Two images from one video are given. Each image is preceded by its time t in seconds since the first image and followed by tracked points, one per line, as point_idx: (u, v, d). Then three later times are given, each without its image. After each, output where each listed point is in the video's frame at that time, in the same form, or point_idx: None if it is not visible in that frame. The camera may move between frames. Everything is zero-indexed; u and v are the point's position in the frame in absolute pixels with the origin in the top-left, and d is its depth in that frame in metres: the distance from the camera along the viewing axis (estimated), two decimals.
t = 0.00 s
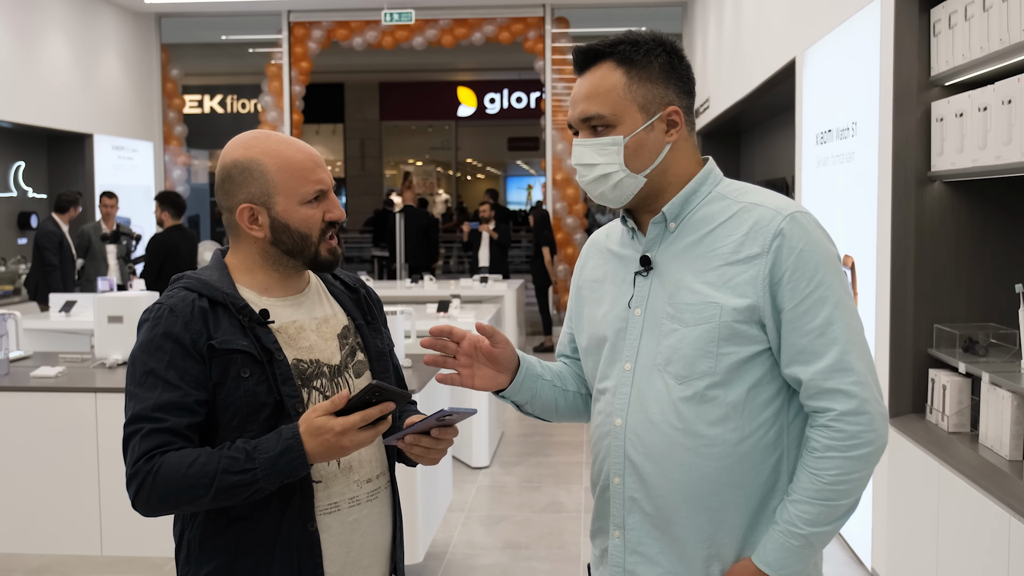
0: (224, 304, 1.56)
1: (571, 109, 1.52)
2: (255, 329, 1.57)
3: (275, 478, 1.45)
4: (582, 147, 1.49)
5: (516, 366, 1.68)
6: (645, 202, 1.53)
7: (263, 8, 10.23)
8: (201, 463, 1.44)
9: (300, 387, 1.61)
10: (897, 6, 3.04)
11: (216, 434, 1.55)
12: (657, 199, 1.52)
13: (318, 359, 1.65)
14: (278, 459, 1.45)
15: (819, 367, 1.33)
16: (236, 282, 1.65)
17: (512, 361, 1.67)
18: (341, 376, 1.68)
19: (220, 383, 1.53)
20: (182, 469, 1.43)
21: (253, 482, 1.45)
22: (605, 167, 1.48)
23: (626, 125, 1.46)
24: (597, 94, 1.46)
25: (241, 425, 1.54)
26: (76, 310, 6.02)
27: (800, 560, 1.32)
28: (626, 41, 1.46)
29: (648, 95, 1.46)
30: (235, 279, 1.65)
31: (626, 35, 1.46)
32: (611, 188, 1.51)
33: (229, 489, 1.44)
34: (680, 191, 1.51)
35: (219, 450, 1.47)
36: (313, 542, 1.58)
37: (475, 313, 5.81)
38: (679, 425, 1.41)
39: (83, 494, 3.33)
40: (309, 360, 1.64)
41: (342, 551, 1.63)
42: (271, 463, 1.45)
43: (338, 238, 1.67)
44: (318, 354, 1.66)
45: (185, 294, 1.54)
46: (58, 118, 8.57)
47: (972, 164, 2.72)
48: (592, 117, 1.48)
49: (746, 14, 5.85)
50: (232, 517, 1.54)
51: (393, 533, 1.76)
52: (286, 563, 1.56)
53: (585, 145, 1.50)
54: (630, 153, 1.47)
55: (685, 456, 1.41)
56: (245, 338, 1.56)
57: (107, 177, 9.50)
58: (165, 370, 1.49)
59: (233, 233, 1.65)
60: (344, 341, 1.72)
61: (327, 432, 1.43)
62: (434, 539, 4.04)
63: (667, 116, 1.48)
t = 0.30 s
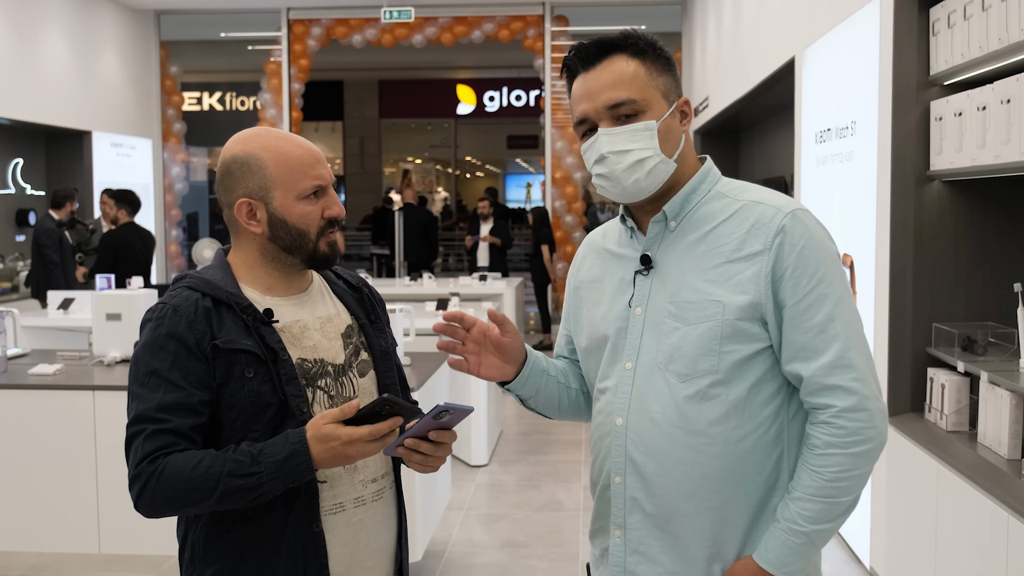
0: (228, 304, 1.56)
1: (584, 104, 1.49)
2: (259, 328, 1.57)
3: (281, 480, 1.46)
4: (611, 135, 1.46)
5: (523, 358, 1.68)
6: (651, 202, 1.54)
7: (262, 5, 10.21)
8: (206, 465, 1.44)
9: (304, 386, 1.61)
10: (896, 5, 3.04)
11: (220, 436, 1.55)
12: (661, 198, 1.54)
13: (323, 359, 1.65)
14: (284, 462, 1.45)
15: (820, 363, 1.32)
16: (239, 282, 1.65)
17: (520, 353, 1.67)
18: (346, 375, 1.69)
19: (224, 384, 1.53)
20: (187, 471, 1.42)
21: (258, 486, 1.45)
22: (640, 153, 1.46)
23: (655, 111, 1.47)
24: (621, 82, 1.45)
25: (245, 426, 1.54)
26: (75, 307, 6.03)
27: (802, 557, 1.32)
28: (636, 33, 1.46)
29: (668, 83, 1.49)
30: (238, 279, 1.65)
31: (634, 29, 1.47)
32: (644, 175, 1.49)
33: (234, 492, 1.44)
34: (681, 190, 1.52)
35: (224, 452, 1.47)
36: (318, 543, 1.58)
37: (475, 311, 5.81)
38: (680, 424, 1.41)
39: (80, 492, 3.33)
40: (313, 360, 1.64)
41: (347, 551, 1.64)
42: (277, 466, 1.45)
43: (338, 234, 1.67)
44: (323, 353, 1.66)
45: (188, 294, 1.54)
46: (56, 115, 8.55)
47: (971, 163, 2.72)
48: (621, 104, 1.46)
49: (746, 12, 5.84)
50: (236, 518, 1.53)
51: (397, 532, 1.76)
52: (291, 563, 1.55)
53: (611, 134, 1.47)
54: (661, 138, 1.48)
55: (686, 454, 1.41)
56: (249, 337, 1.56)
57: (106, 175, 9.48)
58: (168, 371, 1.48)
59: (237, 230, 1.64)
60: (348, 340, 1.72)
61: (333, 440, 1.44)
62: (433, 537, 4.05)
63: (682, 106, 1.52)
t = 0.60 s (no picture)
0: (230, 303, 1.56)
1: (595, 95, 1.49)
2: (261, 328, 1.57)
3: (282, 486, 1.46)
4: (625, 127, 1.45)
5: (532, 359, 1.67)
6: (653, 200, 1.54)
7: (261, 4, 10.20)
8: (207, 466, 1.44)
9: (306, 386, 1.60)
10: (896, 4, 3.04)
11: (220, 436, 1.55)
12: (665, 196, 1.54)
13: (324, 358, 1.65)
14: (287, 469, 1.46)
15: (828, 359, 1.33)
16: (241, 280, 1.65)
17: (531, 353, 1.66)
18: (347, 376, 1.68)
19: (225, 383, 1.53)
20: (188, 472, 1.43)
21: (260, 491, 1.45)
22: (653, 147, 1.45)
23: (667, 107, 1.48)
24: (636, 75, 1.45)
25: (246, 425, 1.54)
26: (73, 306, 6.03)
27: (809, 553, 1.32)
28: (649, 29, 1.47)
29: (679, 82, 1.50)
30: (240, 276, 1.65)
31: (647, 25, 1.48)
32: (654, 168, 1.48)
33: (235, 495, 1.44)
34: (684, 189, 1.51)
35: (226, 455, 1.47)
36: (319, 544, 1.58)
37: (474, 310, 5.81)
38: (687, 423, 1.41)
39: (78, 490, 3.32)
40: (314, 360, 1.63)
41: (348, 551, 1.63)
42: (280, 472, 1.46)
43: (332, 235, 1.65)
44: (324, 353, 1.65)
45: (190, 292, 1.54)
46: (55, 113, 8.54)
47: (970, 162, 2.72)
48: (635, 97, 1.46)
49: (745, 11, 5.85)
50: (236, 518, 1.53)
51: (398, 532, 1.76)
52: (291, 563, 1.55)
53: (623, 126, 1.46)
54: (673, 134, 1.48)
55: (692, 452, 1.41)
56: (250, 337, 1.55)
57: (105, 173, 9.47)
58: (169, 369, 1.48)
59: (233, 227, 1.65)
60: (350, 340, 1.72)
61: (341, 459, 1.47)
62: (432, 536, 4.05)
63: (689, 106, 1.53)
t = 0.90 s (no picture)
0: (230, 302, 1.56)
1: (602, 92, 1.49)
2: (260, 327, 1.56)
3: (283, 489, 1.47)
4: (631, 126, 1.46)
5: (531, 371, 1.67)
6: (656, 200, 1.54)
7: (260, 3, 10.20)
8: (209, 467, 1.45)
9: (305, 386, 1.61)
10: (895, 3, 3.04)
11: (219, 435, 1.55)
12: (667, 196, 1.54)
13: (324, 358, 1.65)
14: (290, 473, 1.47)
15: (833, 361, 1.33)
16: (242, 279, 1.65)
17: (531, 367, 1.66)
18: (347, 376, 1.68)
19: (223, 382, 1.53)
20: (189, 472, 1.44)
21: (261, 493, 1.47)
22: (659, 148, 1.46)
23: (675, 107, 1.48)
24: (644, 74, 1.45)
25: (244, 425, 1.54)
26: (72, 305, 6.03)
27: (811, 554, 1.32)
28: (659, 27, 1.47)
29: (688, 81, 1.50)
30: (241, 275, 1.65)
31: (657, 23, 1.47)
32: (660, 170, 1.48)
33: (236, 497, 1.45)
34: (689, 188, 1.51)
35: (227, 456, 1.48)
36: (317, 543, 1.58)
37: (473, 309, 5.81)
38: (690, 422, 1.41)
39: (78, 490, 3.32)
40: (313, 359, 1.64)
41: (347, 551, 1.63)
42: (283, 476, 1.47)
43: (330, 234, 1.65)
44: (324, 353, 1.66)
45: (191, 291, 1.54)
46: (54, 112, 8.53)
47: (970, 162, 2.72)
48: (644, 96, 1.46)
49: (744, 10, 5.85)
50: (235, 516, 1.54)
51: (397, 531, 1.76)
52: (289, 563, 1.56)
53: (630, 125, 1.47)
54: (679, 135, 1.48)
55: (696, 452, 1.41)
56: (249, 337, 1.55)
57: (104, 172, 9.46)
58: (168, 368, 1.49)
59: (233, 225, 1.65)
60: (350, 340, 1.72)
61: (347, 464, 1.49)
62: (431, 535, 4.05)
63: (696, 106, 1.53)
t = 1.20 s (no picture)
0: (229, 301, 1.56)
1: (595, 90, 1.49)
2: (258, 326, 1.56)
3: (282, 487, 1.47)
4: (615, 128, 1.46)
5: (519, 365, 1.67)
6: (655, 198, 1.54)
7: (259, 2, 10.19)
8: (209, 466, 1.45)
9: (303, 386, 1.60)
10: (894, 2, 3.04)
11: (218, 434, 1.55)
12: (665, 195, 1.53)
13: (322, 358, 1.65)
14: (289, 472, 1.47)
15: (829, 362, 1.33)
16: (241, 278, 1.65)
17: (517, 360, 1.66)
18: (346, 376, 1.68)
19: (222, 381, 1.53)
20: (188, 470, 1.44)
21: (260, 492, 1.46)
22: (640, 152, 1.46)
23: (664, 111, 1.46)
24: (634, 75, 1.44)
25: (242, 423, 1.54)
26: (71, 305, 6.03)
27: (807, 555, 1.32)
28: (661, 27, 1.45)
29: (686, 84, 1.47)
30: (240, 274, 1.65)
31: (661, 23, 1.45)
32: (640, 173, 1.49)
33: (234, 495, 1.45)
34: (688, 186, 1.51)
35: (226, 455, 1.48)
36: (314, 543, 1.58)
37: (472, 308, 5.81)
38: (685, 422, 1.41)
39: (76, 490, 3.32)
40: (312, 358, 1.63)
41: (345, 551, 1.63)
42: (282, 475, 1.47)
43: (330, 233, 1.65)
44: (323, 352, 1.65)
45: (189, 290, 1.54)
46: (53, 111, 8.52)
47: (969, 161, 2.72)
48: (630, 98, 1.45)
49: (743, 8, 5.84)
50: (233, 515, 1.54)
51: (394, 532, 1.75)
52: (286, 562, 1.56)
53: (616, 126, 1.47)
54: (665, 139, 1.47)
55: (691, 452, 1.41)
56: (247, 335, 1.55)
57: (102, 172, 9.44)
58: (167, 366, 1.48)
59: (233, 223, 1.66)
60: (349, 340, 1.71)
61: (349, 467, 1.49)
62: (431, 535, 4.05)
63: (696, 109, 1.50)
